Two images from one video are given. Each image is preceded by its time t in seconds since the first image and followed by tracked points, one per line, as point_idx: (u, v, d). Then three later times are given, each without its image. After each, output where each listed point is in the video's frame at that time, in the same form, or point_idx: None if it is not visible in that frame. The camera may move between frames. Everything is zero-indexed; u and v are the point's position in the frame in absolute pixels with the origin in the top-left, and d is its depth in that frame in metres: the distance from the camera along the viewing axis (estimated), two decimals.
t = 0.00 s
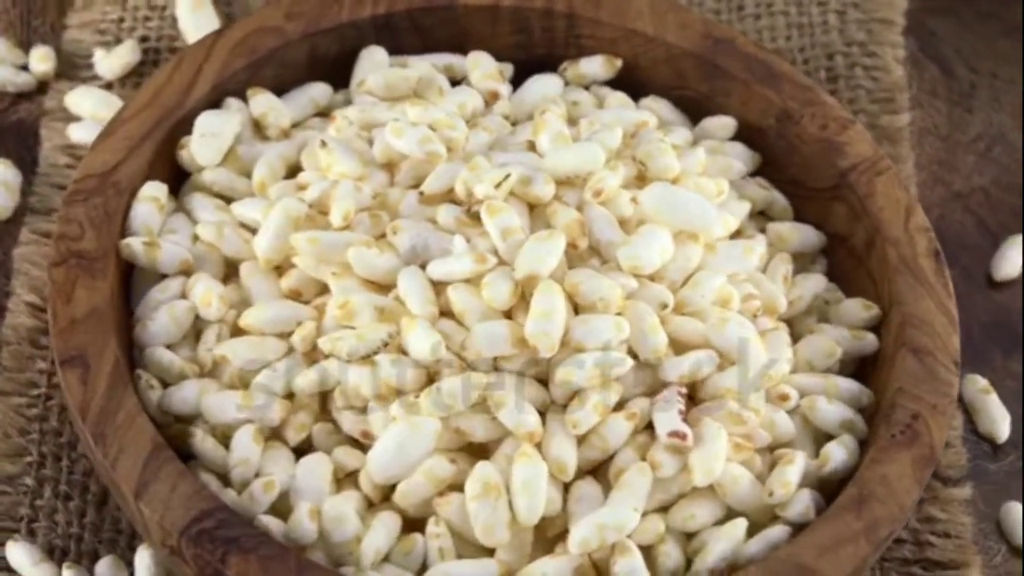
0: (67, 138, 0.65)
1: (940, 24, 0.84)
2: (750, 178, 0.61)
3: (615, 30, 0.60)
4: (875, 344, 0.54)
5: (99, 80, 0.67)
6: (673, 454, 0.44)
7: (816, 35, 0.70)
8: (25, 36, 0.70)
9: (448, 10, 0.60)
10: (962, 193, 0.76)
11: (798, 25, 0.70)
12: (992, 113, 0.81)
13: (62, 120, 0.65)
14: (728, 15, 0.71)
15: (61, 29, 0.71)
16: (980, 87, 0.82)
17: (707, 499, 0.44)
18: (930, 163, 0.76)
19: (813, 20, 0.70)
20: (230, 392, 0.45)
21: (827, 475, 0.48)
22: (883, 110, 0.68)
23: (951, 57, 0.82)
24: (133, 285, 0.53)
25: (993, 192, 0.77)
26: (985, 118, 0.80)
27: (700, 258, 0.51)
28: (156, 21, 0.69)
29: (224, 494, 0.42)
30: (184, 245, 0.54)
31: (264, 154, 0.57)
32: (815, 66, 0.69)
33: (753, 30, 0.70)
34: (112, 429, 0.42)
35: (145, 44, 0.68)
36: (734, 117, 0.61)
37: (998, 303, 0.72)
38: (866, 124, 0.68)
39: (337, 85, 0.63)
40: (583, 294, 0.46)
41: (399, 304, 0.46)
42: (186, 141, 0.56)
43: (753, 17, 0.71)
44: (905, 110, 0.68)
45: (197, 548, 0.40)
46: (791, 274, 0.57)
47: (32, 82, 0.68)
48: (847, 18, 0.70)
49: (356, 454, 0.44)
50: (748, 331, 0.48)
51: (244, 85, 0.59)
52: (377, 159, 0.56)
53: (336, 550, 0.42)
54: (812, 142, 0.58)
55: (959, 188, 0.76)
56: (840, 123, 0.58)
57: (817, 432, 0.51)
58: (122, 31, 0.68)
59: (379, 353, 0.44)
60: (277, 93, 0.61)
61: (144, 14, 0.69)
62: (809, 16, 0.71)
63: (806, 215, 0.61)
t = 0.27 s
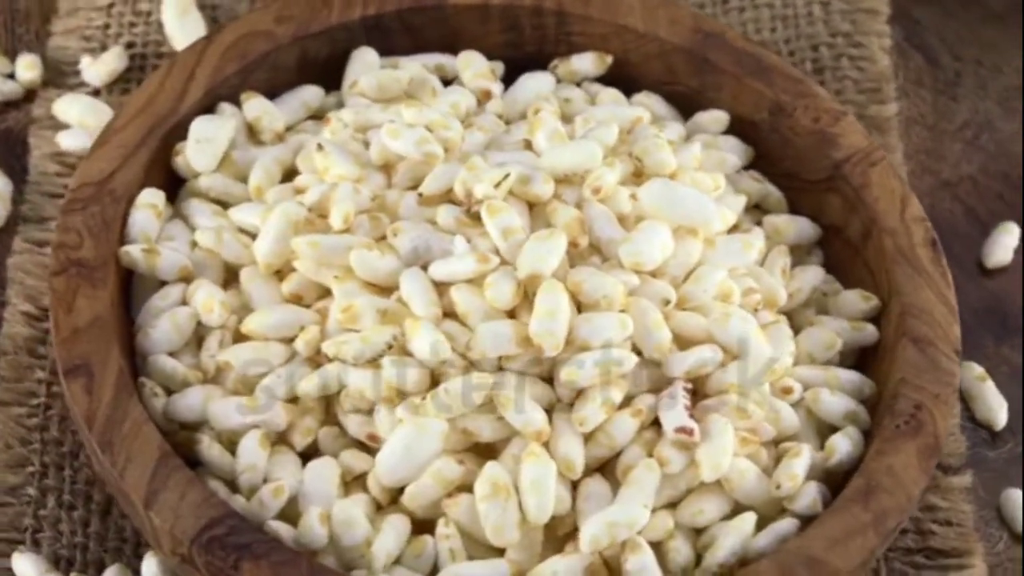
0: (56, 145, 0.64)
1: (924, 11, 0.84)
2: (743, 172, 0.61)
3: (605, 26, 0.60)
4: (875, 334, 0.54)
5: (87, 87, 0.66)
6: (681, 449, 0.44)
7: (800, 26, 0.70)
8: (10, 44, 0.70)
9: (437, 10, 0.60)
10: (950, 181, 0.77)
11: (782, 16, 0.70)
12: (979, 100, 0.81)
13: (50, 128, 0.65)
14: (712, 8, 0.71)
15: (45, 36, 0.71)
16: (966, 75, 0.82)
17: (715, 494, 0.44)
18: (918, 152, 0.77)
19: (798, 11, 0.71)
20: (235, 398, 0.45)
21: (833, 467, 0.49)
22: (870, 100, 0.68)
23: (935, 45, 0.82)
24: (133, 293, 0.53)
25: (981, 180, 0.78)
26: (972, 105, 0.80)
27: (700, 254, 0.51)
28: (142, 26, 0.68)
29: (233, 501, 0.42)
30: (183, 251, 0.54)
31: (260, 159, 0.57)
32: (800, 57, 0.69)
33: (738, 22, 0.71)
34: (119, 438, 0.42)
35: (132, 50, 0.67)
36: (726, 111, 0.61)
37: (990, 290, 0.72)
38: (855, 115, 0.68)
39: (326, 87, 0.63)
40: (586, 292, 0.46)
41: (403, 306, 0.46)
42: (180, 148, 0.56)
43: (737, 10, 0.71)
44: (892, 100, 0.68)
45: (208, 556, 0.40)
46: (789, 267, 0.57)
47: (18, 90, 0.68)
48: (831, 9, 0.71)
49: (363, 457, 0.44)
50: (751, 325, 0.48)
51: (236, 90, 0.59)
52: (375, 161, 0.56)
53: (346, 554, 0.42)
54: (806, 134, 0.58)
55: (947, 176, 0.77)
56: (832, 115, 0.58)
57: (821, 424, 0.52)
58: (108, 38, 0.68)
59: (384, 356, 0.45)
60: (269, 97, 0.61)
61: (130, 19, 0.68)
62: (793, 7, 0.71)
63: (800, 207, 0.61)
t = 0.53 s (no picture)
0: (44, 154, 0.64)
1: None
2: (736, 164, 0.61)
3: (594, 23, 0.60)
4: (875, 325, 0.55)
5: (74, 95, 0.66)
6: (689, 444, 0.44)
7: (784, 16, 0.70)
8: None
9: (426, 10, 0.60)
10: (937, 168, 0.77)
11: (765, 7, 0.71)
12: (961, 86, 0.81)
13: (39, 137, 0.65)
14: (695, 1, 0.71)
15: (28, 45, 0.70)
16: (948, 62, 0.82)
17: (724, 488, 0.45)
18: (903, 140, 0.77)
19: (781, 2, 0.71)
20: (243, 406, 0.45)
21: (839, 457, 0.49)
22: (856, 89, 0.68)
23: (916, 33, 0.82)
24: (133, 302, 0.52)
25: (967, 166, 0.78)
26: (955, 92, 0.81)
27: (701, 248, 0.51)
28: (127, 33, 0.67)
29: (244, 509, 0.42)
30: (183, 259, 0.54)
31: (256, 164, 0.57)
32: (785, 48, 0.69)
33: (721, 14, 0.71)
34: (128, 449, 0.42)
35: (117, 57, 0.67)
36: (717, 104, 0.61)
37: (978, 275, 0.73)
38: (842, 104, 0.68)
39: (318, 90, 0.63)
40: (590, 289, 0.46)
41: (407, 308, 0.46)
42: (177, 155, 0.56)
43: (719, 2, 0.71)
44: (878, 89, 0.68)
45: (223, 564, 0.40)
46: (787, 258, 0.57)
47: (5, 100, 0.67)
48: None
49: (372, 461, 0.44)
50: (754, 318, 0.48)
51: (228, 95, 0.58)
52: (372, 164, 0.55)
53: (359, 558, 0.42)
54: (798, 126, 0.59)
55: (934, 163, 0.77)
56: (824, 106, 0.58)
57: (826, 415, 0.52)
58: (92, 45, 0.67)
59: (391, 358, 0.45)
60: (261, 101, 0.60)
61: (114, 26, 0.68)
62: None
63: (792, 197, 0.61)
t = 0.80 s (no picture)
0: (34, 163, 0.63)
1: None
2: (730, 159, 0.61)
3: (584, 20, 0.60)
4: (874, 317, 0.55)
5: (62, 103, 0.65)
6: (696, 440, 0.44)
7: (769, 9, 0.70)
8: None
9: (416, 10, 0.60)
10: (925, 157, 0.77)
11: None
12: (946, 74, 0.81)
13: (28, 145, 0.64)
14: None
15: (13, 53, 0.70)
16: (932, 50, 0.82)
17: (731, 482, 0.45)
18: (890, 130, 0.77)
19: None
20: (249, 411, 0.45)
21: (844, 449, 0.49)
22: (843, 80, 0.68)
23: (900, 23, 0.82)
24: (133, 310, 0.52)
25: (955, 154, 0.78)
26: (940, 80, 0.80)
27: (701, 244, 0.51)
28: (113, 38, 0.67)
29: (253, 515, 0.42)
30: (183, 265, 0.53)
31: (252, 168, 0.56)
32: (770, 40, 0.69)
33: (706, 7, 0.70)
34: (136, 458, 0.42)
35: (103, 64, 0.66)
36: (709, 99, 0.61)
37: (969, 263, 0.73)
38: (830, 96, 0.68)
39: (310, 93, 0.62)
40: (592, 287, 0.46)
41: (409, 310, 0.46)
42: (170, 161, 0.55)
43: None
44: (865, 80, 0.69)
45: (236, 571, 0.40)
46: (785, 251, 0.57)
47: None
48: None
49: (379, 464, 0.44)
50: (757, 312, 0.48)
51: (220, 100, 0.58)
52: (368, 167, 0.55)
53: (370, 561, 0.42)
54: (791, 118, 0.59)
55: (922, 151, 0.77)
56: (816, 98, 0.59)
57: (830, 407, 0.52)
58: (79, 52, 0.66)
59: (396, 360, 0.45)
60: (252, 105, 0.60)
61: (100, 32, 0.67)
62: None
63: (786, 190, 0.61)
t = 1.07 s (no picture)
0: (25, 170, 0.63)
1: None
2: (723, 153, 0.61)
3: (574, 17, 0.60)
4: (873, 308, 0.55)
5: (51, 110, 0.65)
6: (702, 435, 0.45)
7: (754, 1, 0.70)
8: None
9: (407, 10, 0.60)
10: (913, 147, 0.77)
11: None
12: (932, 64, 0.81)
13: (20, 154, 0.64)
14: None
15: None
16: (917, 40, 0.81)
17: (737, 477, 0.45)
18: (878, 120, 0.77)
19: None
20: (255, 416, 0.45)
21: (848, 441, 0.49)
22: (831, 72, 0.69)
23: (886, 14, 0.82)
24: (134, 318, 0.51)
25: (943, 144, 0.78)
26: (926, 70, 0.80)
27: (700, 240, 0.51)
28: (101, 44, 0.66)
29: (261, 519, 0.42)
30: (182, 271, 0.53)
31: (249, 172, 0.56)
32: (757, 33, 0.69)
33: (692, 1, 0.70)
34: (143, 465, 0.42)
35: (92, 70, 0.65)
36: (702, 94, 0.61)
37: (963, 252, 0.74)
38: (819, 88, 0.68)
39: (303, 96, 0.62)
40: (595, 285, 0.46)
41: (412, 312, 0.46)
42: (166, 167, 0.55)
43: None
44: (852, 71, 0.69)
45: None
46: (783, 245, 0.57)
47: None
48: None
49: (385, 466, 0.44)
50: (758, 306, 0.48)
51: (214, 104, 0.57)
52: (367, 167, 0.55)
53: (380, 564, 0.42)
54: (784, 112, 0.59)
55: (910, 141, 0.77)
56: (809, 91, 0.59)
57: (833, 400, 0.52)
58: (67, 58, 0.66)
59: (400, 362, 0.45)
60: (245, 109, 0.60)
61: (88, 38, 0.66)
62: None
63: (780, 183, 0.61)
